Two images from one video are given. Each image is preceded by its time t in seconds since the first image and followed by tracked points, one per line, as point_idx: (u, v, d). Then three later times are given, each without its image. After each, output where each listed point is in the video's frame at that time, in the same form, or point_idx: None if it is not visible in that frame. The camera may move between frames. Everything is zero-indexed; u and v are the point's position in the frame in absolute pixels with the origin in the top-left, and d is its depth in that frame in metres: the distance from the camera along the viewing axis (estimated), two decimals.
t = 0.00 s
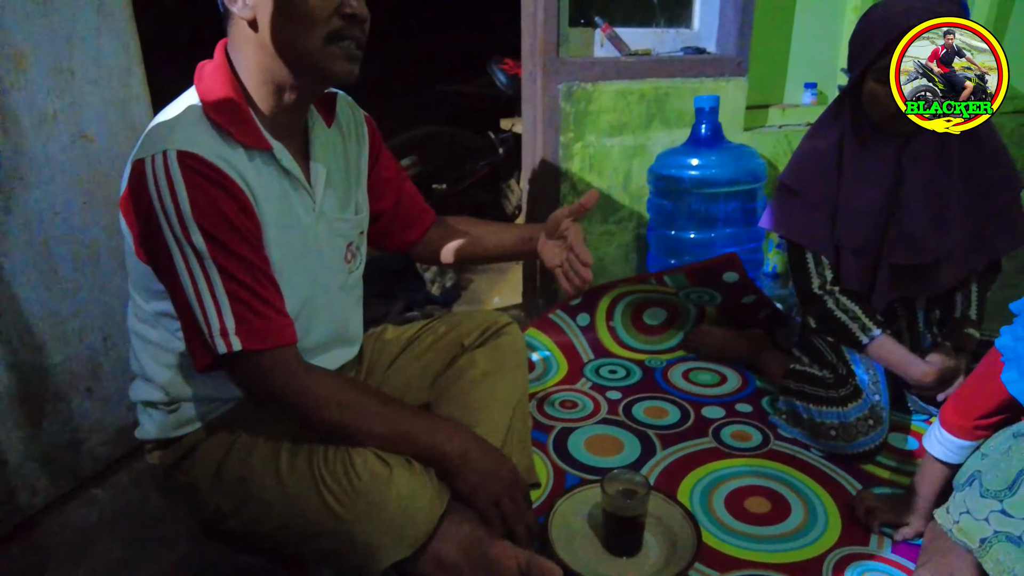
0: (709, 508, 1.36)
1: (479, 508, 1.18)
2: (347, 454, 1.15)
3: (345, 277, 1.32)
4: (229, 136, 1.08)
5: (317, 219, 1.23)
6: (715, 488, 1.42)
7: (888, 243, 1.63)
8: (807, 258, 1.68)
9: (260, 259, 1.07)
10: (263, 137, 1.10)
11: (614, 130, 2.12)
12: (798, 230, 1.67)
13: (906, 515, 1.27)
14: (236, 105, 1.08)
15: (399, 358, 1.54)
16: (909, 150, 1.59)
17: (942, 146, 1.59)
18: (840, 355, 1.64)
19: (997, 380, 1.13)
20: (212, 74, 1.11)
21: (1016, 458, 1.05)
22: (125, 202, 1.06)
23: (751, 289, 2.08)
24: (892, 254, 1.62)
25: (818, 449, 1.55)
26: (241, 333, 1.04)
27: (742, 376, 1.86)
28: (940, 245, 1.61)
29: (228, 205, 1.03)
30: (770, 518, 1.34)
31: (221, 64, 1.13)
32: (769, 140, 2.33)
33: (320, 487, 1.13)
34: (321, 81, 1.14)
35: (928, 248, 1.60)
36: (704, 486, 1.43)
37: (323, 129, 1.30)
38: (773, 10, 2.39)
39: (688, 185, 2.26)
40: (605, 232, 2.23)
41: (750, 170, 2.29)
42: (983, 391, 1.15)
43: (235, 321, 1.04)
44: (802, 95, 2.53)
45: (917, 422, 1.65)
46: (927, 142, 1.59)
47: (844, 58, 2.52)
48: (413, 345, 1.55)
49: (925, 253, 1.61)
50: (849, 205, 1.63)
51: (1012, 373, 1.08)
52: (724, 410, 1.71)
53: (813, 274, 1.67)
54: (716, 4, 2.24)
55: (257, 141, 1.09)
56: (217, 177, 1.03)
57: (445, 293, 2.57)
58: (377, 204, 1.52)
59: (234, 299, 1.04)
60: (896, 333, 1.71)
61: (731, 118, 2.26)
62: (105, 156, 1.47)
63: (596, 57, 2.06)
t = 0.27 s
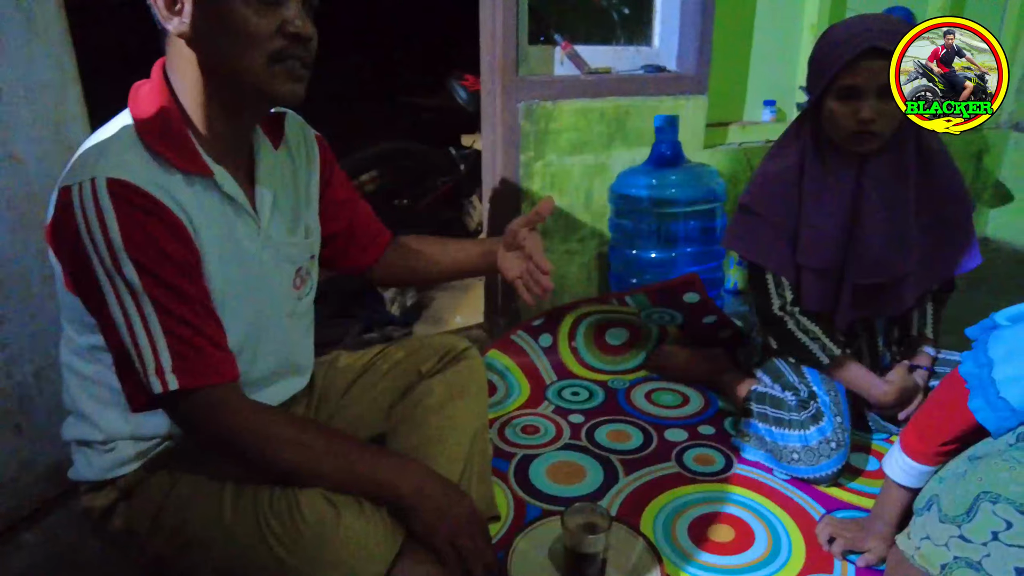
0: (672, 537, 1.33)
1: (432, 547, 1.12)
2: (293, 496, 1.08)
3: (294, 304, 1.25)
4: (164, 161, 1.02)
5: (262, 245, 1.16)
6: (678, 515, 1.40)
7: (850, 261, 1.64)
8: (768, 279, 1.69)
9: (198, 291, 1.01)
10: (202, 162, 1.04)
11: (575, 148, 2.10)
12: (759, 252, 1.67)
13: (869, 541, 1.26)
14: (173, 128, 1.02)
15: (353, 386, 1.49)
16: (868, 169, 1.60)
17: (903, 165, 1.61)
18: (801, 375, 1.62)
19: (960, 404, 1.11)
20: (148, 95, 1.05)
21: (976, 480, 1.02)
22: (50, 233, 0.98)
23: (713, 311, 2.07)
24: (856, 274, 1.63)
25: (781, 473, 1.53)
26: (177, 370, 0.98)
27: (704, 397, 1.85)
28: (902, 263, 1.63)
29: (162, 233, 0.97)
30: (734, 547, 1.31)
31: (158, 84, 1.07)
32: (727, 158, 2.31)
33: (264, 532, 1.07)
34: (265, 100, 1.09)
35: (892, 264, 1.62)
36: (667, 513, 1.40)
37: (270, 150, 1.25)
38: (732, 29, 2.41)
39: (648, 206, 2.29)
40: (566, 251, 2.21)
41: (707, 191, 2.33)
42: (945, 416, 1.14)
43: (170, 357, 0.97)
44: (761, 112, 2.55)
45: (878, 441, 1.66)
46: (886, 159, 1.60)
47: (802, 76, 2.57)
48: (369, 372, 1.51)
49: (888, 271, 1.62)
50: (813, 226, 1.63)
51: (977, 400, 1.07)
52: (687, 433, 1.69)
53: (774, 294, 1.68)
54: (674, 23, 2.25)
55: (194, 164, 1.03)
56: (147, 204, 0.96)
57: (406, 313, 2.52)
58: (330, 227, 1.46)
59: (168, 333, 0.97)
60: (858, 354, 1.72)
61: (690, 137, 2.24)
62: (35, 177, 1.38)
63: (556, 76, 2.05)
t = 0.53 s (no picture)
0: (628, 567, 1.30)
1: None
2: (226, 544, 1.00)
3: (227, 338, 1.18)
4: (82, 190, 0.93)
5: (190, 278, 1.08)
6: (633, 543, 1.37)
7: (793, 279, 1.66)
8: (713, 298, 1.69)
9: (118, 328, 0.93)
10: (125, 192, 0.97)
11: (523, 167, 2.08)
12: (704, 273, 1.68)
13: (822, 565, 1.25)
14: (91, 153, 0.94)
15: (293, 419, 1.42)
16: (811, 189, 1.63)
17: (845, 184, 1.64)
18: (749, 395, 1.61)
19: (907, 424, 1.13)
20: (64, 115, 0.97)
21: (926, 506, 1.04)
22: None
23: (661, 329, 2.09)
24: (798, 291, 1.66)
25: (734, 495, 1.52)
26: (95, 416, 0.89)
27: (655, 417, 1.83)
28: (843, 281, 1.65)
29: (77, 268, 0.89)
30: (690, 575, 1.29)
31: (76, 101, 0.99)
32: (672, 177, 2.39)
33: None
34: (194, 136, 1.01)
35: (833, 282, 1.64)
36: (622, 542, 1.37)
37: (204, 175, 1.17)
38: (676, 51, 2.44)
39: (598, 226, 2.24)
40: (516, 270, 2.18)
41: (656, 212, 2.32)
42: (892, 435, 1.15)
43: (86, 402, 0.88)
44: (706, 131, 2.59)
45: (830, 461, 1.67)
46: (828, 181, 1.64)
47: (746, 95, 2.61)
48: (311, 403, 1.43)
49: (829, 289, 1.65)
50: (756, 246, 1.65)
51: (919, 416, 1.08)
52: (639, 455, 1.67)
53: (718, 313, 1.68)
54: (620, 43, 2.27)
55: (114, 194, 0.95)
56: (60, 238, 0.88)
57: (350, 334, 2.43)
58: (266, 253, 1.39)
59: (84, 375, 0.89)
60: (805, 371, 1.74)
61: (638, 156, 2.28)
62: None
63: (504, 93, 2.02)
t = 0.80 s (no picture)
0: None
1: None
2: None
3: (190, 362, 1.12)
4: (35, 210, 0.87)
5: (155, 299, 1.03)
6: (614, 567, 1.33)
7: (765, 292, 1.66)
8: (680, 314, 1.71)
9: (71, 357, 0.86)
10: (86, 209, 0.91)
11: (496, 181, 2.06)
12: (678, 289, 1.67)
13: None
14: (45, 168, 0.88)
15: (258, 445, 1.36)
16: (783, 202, 1.65)
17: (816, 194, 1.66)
18: (722, 408, 1.60)
19: (886, 440, 1.12)
20: (14, 128, 0.90)
21: (910, 528, 0.99)
22: None
23: (636, 346, 2.10)
24: (771, 304, 1.65)
25: (715, 513, 1.49)
26: (48, 453, 0.82)
27: (632, 434, 1.81)
28: (814, 292, 1.64)
29: (29, 294, 0.82)
30: None
31: (25, 113, 0.91)
32: (646, 192, 2.43)
33: None
34: (160, 146, 0.96)
35: (804, 295, 1.64)
36: (604, 566, 1.34)
37: (167, 189, 1.11)
38: (646, 65, 2.43)
39: (573, 242, 2.20)
40: (490, 285, 2.15)
41: (629, 226, 2.27)
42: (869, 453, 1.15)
43: (37, 438, 0.81)
44: (676, 145, 2.60)
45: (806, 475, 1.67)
46: (798, 195, 1.66)
47: (716, 110, 2.64)
48: (278, 427, 1.38)
49: (800, 302, 1.64)
50: (728, 259, 1.63)
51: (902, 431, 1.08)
52: (617, 475, 1.64)
53: (685, 330, 1.70)
54: (592, 57, 2.26)
55: (74, 212, 0.89)
56: (11, 262, 0.80)
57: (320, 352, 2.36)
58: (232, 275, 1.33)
59: (35, 409, 0.81)
60: (780, 386, 1.72)
61: (611, 170, 2.27)
62: None
63: (475, 107, 2.00)
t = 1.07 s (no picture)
0: None
1: None
2: None
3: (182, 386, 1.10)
4: (19, 229, 0.83)
5: (145, 319, 1.01)
6: None
7: (764, 307, 1.64)
8: (681, 333, 1.68)
9: (58, 388, 0.83)
10: (69, 228, 0.88)
11: (491, 198, 2.04)
12: (676, 307, 1.66)
13: None
14: (26, 189, 0.85)
15: (252, 473, 1.33)
16: (778, 216, 1.63)
17: (811, 206, 1.64)
18: (729, 431, 1.61)
19: (893, 462, 1.10)
20: None
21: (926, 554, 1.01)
22: None
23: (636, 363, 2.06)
24: (771, 318, 1.63)
25: (719, 534, 1.48)
26: (35, 489, 0.79)
27: (633, 452, 1.79)
28: (814, 305, 1.63)
29: (16, 325, 0.79)
30: None
31: None
32: (642, 206, 2.42)
33: None
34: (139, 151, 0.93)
35: (804, 309, 1.62)
36: None
37: (155, 208, 1.09)
38: (640, 80, 2.43)
39: (569, 258, 2.20)
40: (487, 302, 2.13)
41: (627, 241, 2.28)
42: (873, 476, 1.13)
43: (23, 475, 0.78)
44: (671, 159, 2.59)
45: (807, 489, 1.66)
46: (792, 208, 1.64)
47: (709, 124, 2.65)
48: (272, 454, 1.36)
49: (800, 316, 1.63)
50: (727, 276, 1.62)
51: (909, 450, 1.06)
52: (620, 495, 1.62)
53: (686, 349, 1.68)
54: (586, 73, 2.26)
55: (58, 231, 0.87)
56: None
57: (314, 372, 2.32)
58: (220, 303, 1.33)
59: (21, 445, 0.78)
60: (780, 403, 1.69)
61: (606, 186, 2.28)
62: None
63: (470, 125, 1.99)
